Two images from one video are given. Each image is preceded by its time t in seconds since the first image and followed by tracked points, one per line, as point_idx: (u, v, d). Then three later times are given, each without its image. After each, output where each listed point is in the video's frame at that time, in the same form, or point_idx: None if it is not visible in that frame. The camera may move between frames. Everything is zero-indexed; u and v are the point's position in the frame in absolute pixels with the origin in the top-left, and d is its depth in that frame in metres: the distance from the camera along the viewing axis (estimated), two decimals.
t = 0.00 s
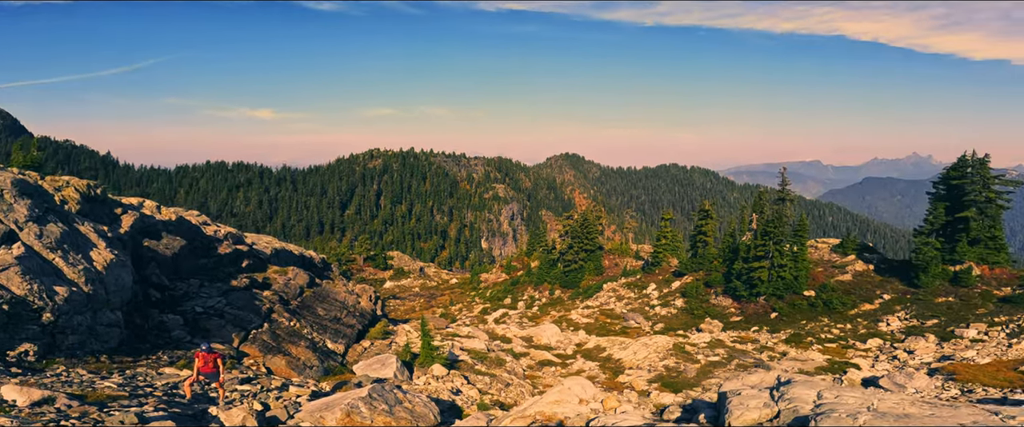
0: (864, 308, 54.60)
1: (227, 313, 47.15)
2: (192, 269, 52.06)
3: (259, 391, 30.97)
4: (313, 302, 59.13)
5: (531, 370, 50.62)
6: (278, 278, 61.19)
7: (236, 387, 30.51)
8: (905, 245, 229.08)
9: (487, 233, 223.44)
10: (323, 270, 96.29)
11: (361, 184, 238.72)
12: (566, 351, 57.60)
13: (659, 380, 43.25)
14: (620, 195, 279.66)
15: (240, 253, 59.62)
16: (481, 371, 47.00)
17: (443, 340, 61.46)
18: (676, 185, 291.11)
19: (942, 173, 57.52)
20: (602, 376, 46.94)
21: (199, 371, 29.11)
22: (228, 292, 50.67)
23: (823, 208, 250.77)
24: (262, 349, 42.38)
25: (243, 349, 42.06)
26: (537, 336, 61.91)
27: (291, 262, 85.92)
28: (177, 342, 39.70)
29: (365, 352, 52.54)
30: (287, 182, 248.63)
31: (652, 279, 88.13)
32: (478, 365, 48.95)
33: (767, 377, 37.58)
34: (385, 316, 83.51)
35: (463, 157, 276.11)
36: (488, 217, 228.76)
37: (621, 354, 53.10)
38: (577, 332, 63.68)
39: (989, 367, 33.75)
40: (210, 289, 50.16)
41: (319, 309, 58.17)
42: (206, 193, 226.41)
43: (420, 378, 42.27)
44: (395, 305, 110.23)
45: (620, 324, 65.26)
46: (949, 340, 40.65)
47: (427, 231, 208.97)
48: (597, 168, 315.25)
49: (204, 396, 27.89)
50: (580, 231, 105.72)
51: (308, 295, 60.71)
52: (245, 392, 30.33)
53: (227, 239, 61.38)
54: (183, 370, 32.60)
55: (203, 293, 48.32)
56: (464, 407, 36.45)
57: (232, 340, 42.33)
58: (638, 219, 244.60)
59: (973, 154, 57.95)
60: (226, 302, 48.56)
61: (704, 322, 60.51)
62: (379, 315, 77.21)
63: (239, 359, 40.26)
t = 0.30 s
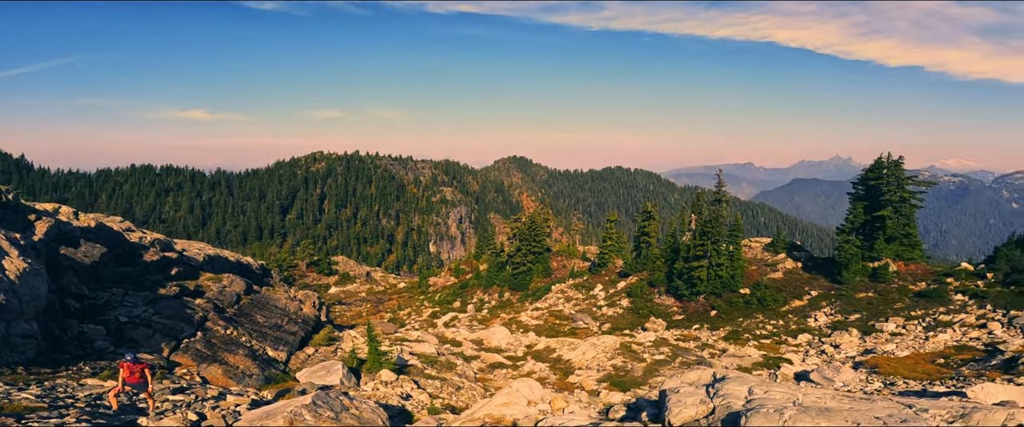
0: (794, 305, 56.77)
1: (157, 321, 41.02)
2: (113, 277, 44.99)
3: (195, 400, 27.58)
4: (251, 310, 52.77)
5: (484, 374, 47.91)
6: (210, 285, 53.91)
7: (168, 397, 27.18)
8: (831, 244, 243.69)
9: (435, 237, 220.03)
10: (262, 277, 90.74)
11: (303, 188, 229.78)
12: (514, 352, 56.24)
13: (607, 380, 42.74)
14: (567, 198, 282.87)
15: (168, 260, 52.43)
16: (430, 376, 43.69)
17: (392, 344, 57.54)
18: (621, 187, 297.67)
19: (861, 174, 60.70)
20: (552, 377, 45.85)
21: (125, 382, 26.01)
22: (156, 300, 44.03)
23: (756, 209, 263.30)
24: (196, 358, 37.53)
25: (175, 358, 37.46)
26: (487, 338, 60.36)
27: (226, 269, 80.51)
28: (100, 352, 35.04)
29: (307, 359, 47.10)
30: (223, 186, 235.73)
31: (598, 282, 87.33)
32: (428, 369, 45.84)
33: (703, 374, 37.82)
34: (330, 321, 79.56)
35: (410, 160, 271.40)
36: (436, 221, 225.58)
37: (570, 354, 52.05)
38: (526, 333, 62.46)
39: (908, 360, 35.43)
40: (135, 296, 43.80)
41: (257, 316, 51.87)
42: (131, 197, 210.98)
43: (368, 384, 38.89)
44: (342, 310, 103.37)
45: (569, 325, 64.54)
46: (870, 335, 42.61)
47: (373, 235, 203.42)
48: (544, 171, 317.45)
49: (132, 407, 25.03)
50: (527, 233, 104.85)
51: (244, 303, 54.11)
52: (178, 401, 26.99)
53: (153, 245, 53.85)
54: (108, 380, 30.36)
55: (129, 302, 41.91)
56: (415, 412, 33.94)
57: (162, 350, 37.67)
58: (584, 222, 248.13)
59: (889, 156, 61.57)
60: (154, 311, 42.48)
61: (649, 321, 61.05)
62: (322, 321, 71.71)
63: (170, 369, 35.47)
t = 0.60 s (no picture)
0: (729, 302, 58.63)
1: (74, 332, 36.24)
2: (24, 287, 39.32)
3: (119, 412, 24.12)
4: (179, 319, 48.13)
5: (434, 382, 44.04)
6: (135, 294, 49.07)
7: (89, 409, 23.85)
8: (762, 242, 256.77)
9: (379, 240, 214.65)
10: (193, 286, 84.37)
11: (237, 192, 218.43)
12: (462, 354, 54.22)
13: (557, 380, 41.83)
14: (513, 200, 283.49)
15: (85, 269, 47.26)
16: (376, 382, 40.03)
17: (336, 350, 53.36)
18: (566, 189, 301.60)
19: (787, 175, 63.19)
20: (501, 379, 44.15)
21: (38, 395, 23.31)
22: (72, 311, 38.94)
23: (694, 210, 273.82)
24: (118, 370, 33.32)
25: (94, 369, 33.00)
26: (434, 342, 57.31)
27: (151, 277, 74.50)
28: (11, 366, 30.59)
29: (244, 368, 42.15)
30: (148, 190, 220.26)
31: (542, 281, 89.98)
32: (375, 375, 41.87)
33: (643, 372, 37.92)
34: (271, 328, 75.08)
35: (352, 163, 263.94)
36: (380, 224, 220.31)
37: (519, 356, 50.41)
38: (475, 337, 60.17)
39: (833, 353, 36.97)
40: (47, 308, 38.30)
41: (187, 325, 47.23)
42: (41, 203, 193.18)
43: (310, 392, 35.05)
44: (283, 317, 96.46)
45: (517, 327, 63.45)
46: (798, 329, 44.32)
47: (314, 240, 195.74)
48: (490, 173, 316.65)
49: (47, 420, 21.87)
50: (473, 236, 102.94)
51: (172, 312, 49.27)
52: (101, 413, 23.71)
53: (67, 254, 48.60)
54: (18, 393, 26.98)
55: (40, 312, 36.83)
56: (362, 419, 31.10)
57: (80, 361, 33.01)
58: (531, 224, 249.70)
59: (810, 157, 64.68)
60: (70, 321, 37.44)
61: (595, 321, 61.01)
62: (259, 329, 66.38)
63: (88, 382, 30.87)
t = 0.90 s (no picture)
0: (669, 301, 59.99)
1: None
2: None
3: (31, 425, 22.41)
4: (97, 329, 42.69)
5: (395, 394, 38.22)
6: (46, 304, 43.68)
7: None
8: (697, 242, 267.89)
9: (319, 245, 207.06)
10: (112, 295, 75.83)
11: (161, 198, 204.02)
12: (407, 358, 49.73)
13: (506, 381, 39.77)
14: (458, 203, 281.09)
15: None
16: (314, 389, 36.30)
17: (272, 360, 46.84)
18: (511, 191, 302.44)
19: (719, 177, 65.13)
20: (450, 383, 41.43)
21: None
22: None
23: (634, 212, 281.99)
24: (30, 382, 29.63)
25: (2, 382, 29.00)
26: (379, 348, 51.87)
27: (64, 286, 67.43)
28: None
29: (173, 378, 37.01)
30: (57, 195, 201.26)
31: (488, 285, 87.38)
32: (317, 382, 38.37)
33: (585, 373, 37.22)
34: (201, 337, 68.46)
35: (289, 166, 253.09)
36: (320, 229, 212.65)
37: (466, 359, 47.27)
38: (423, 341, 55.32)
39: (764, 349, 38.33)
40: None
41: (105, 336, 41.77)
42: None
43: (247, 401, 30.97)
44: (211, 326, 85.13)
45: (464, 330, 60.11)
46: (732, 326, 45.77)
47: (249, 245, 185.57)
48: (434, 176, 312.41)
49: None
50: (418, 240, 97.51)
51: (86, 322, 43.39)
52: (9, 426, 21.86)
53: None
54: None
55: None
56: None
57: None
58: (476, 228, 248.77)
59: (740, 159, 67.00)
60: None
61: (541, 322, 60.12)
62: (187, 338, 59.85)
63: None
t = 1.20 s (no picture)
0: (610, 302, 60.87)
1: None
2: None
3: None
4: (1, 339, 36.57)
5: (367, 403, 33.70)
6: None
7: None
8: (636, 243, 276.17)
9: (252, 251, 196.78)
10: (19, 305, 66.93)
11: (72, 203, 187.18)
12: (352, 366, 44.06)
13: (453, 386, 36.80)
14: (400, 206, 275.36)
15: None
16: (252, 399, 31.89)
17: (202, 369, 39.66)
18: (455, 195, 299.68)
19: (655, 181, 66.78)
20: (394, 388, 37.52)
21: None
22: None
23: (576, 214, 287.30)
24: None
25: None
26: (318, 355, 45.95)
27: None
28: None
29: (88, 390, 32.87)
30: None
31: (433, 289, 80.60)
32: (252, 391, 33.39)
33: (531, 378, 35.60)
34: (120, 348, 61.63)
35: (219, 169, 238.91)
36: (253, 234, 202.31)
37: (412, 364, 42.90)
38: (365, 346, 50.11)
39: (700, 347, 39.38)
40: None
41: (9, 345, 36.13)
42: None
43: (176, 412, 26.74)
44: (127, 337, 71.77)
45: (408, 335, 56.62)
46: (670, 325, 46.86)
47: (173, 252, 172.88)
48: (376, 179, 304.32)
49: None
50: (358, 243, 87.59)
51: None
52: None
53: None
54: None
55: None
56: None
57: None
58: (419, 232, 244.72)
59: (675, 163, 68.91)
60: None
61: (486, 326, 58.34)
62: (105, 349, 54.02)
63: None
